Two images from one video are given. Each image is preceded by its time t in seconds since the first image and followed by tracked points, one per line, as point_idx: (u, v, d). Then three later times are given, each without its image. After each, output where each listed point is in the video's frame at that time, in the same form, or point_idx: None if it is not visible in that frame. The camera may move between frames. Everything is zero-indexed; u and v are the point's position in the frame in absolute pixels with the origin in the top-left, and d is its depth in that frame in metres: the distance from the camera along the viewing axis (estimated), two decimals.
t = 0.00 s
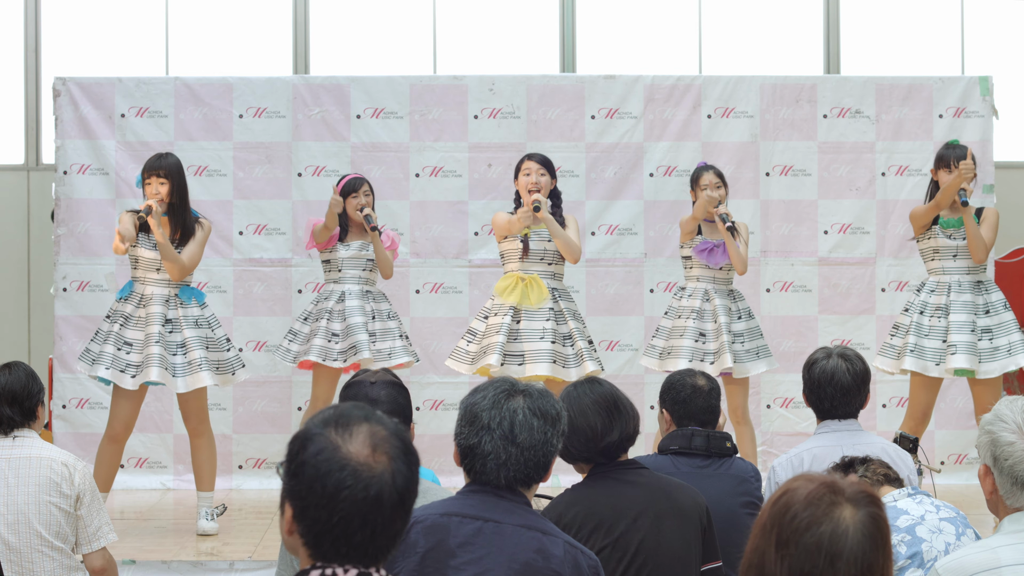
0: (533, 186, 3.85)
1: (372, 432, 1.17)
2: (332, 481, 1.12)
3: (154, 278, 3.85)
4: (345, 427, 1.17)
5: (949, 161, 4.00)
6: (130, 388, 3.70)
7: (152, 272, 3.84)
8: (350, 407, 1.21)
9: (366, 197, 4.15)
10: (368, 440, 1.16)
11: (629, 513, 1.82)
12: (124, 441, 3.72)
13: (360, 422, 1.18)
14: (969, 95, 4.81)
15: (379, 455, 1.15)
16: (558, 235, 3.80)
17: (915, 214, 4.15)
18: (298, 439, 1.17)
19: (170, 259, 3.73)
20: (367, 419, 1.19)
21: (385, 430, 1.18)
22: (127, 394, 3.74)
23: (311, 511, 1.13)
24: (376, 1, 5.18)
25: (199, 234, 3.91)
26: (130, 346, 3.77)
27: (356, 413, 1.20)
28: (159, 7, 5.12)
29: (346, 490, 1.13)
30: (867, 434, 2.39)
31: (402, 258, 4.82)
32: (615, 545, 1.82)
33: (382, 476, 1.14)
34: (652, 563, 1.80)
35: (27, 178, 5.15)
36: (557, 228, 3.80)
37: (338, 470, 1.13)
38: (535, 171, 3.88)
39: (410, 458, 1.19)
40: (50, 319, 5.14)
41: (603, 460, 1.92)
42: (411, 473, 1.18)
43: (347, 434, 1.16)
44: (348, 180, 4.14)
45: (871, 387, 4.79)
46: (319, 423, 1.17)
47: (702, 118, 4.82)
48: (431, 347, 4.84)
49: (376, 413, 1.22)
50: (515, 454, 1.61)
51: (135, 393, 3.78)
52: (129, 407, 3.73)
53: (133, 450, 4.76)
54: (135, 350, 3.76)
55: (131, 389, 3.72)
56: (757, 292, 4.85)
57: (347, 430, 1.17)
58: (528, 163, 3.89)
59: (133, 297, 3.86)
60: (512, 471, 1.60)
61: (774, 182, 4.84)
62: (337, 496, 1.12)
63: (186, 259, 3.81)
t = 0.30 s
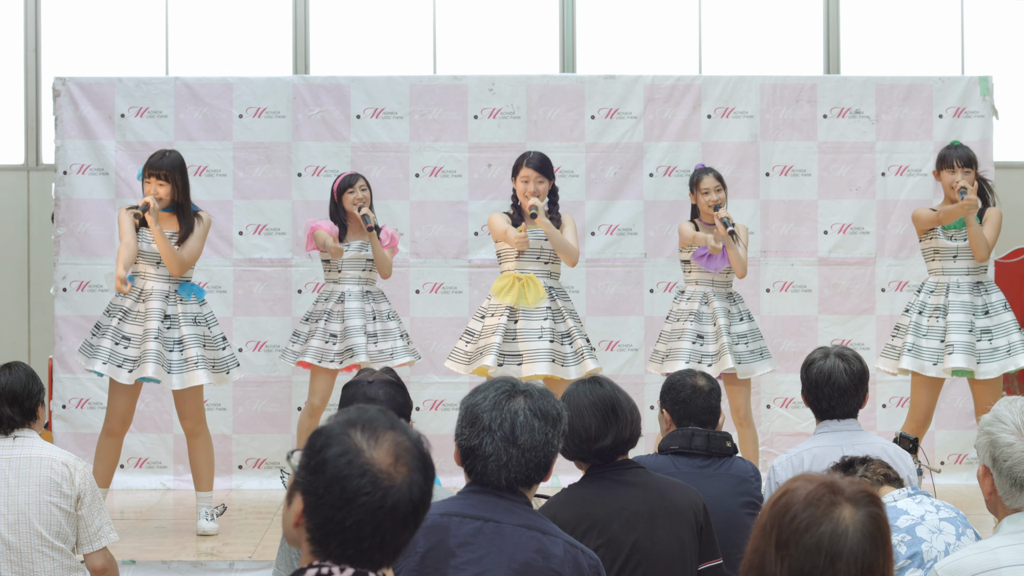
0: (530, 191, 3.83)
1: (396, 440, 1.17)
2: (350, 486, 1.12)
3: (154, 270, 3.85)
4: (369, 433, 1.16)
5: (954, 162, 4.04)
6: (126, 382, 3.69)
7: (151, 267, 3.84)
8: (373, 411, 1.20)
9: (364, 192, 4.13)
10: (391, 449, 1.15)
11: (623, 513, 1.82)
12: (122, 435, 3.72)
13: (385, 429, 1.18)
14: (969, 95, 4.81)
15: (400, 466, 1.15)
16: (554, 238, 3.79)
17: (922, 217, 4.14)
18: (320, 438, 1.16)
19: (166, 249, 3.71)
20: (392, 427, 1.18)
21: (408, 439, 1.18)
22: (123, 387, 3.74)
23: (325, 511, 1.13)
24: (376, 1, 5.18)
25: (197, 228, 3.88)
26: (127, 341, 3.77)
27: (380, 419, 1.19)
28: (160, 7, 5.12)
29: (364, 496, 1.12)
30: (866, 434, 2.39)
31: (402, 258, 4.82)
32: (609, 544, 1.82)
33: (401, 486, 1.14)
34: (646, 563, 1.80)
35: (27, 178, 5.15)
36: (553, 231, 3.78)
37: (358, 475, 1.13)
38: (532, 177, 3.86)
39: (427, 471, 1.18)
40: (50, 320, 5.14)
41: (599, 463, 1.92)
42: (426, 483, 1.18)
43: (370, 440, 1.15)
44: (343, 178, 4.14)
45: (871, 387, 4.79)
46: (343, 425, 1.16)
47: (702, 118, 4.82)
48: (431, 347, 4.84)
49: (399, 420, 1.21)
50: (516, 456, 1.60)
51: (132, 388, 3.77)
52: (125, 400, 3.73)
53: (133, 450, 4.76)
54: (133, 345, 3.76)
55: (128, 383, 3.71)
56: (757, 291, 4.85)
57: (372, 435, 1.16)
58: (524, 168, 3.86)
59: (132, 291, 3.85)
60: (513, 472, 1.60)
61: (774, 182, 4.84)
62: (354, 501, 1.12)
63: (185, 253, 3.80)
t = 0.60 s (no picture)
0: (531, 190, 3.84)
1: (369, 429, 1.17)
2: (330, 480, 1.13)
3: (151, 274, 3.84)
4: (342, 426, 1.17)
5: (958, 162, 4.04)
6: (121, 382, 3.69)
7: (151, 269, 3.83)
8: (346, 406, 1.20)
9: (358, 196, 4.13)
10: (365, 439, 1.16)
11: (622, 513, 1.82)
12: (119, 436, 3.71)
13: (357, 419, 1.18)
14: (969, 95, 4.80)
15: (377, 453, 1.15)
16: (564, 227, 3.82)
17: (926, 220, 4.13)
18: (297, 438, 1.17)
19: (172, 259, 3.74)
20: (365, 417, 1.19)
21: (382, 427, 1.18)
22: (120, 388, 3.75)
23: (311, 511, 1.13)
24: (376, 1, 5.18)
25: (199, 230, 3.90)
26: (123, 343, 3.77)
27: (353, 412, 1.19)
28: (160, 7, 5.12)
29: (345, 488, 1.13)
30: (866, 434, 2.39)
31: (402, 258, 4.82)
32: (607, 544, 1.82)
33: (380, 473, 1.14)
34: (643, 563, 1.80)
35: (27, 178, 5.15)
36: (563, 223, 3.82)
37: (336, 467, 1.13)
38: (532, 175, 3.87)
39: (408, 454, 1.18)
40: (50, 320, 5.14)
41: (599, 465, 1.91)
42: (410, 470, 1.18)
43: (344, 432, 1.16)
44: (338, 183, 4.12)
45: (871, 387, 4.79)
46: (316, 423, 1.17)
47: (702, 118, 4.82)
48: (431, 347, 4.84)
49: (375, 411, 1.22)
50: (517, 455, 1.60)
51: (130, 389, 3.77)
52: (121, 403, 3.73)
53: (133, 450, 4.76)
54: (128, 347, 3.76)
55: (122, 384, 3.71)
56: (757, 291, 4.85)
57: (345, 428, 1.17)
58: (525, 167, 3.87)
59: (132, 293, 3.85)
60: (514, 472, 1.59)
61: (774, 182, 4.84)
62: (336, 495, 1.12)
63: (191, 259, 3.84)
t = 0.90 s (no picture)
0: (550, 196, 3.85)
1: (348, 430, 1.18)
2: (310, 482, 1.14)
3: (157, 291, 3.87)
4: (321, 429, 1.18)
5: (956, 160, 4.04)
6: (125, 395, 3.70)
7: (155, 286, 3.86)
8: (329, 407, 1.22)
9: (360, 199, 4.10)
10: (343, 440, 1.17)
11: (622, 513, 1.82)
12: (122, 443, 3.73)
13: (337, 422, 1.19)
14: (969, 95, 4.80)
15: (356, 454, 1.16)
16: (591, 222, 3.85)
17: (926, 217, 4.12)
18: (279, 444, 1.19)
19: (160, 261, 3.70)
20: (345, 418, 1.20)
21: (363, 426, 1.19)
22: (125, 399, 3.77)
23: (294, 514, 1.15)
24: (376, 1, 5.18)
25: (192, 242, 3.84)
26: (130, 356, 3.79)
27: (334, 413, 1.20)
28: (159, 7, 5.12)
29: (324, 490, 1.13)
30: (867, 435, 2.39)
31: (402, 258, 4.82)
32: (607, 543, 1.81)
33: (359, 473, 1.15)
34: (643, 563, 1.80)
35: (27, 178, 5.15)
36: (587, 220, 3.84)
37: (315, 470, 1.14)
38: (550, 180, 3.89)
39: (391, 454, 1.19)
40: (50, 320, 5.14)
41: (600, 467, 1.91)
42: (393, 468, 1.18)
43: (324, 435, 1.17)
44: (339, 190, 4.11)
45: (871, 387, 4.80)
46: (297, 427, 1.19)
47: (702, 118, 4.82)
48: (431, 347, 4.84)
49: (357, 411, 1.23)
50: (522, 454, 1.60)
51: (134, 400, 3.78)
52: (126, 415, 3.74)
53: (133, 450, 4.76)
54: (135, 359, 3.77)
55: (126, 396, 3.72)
56: (757, 291, 4.85)
57: (324, 431, 1.18)
58: (541, 173, 3.90)
59: (144, 310, 3.89)
60: (518, 471, 1.59)
61: (774, 182, 4.84)
62: (316, 497, 1.13)
63: (179, 266, 3.78)
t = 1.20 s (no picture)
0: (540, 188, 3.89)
1: (338, 432, 1.19)
2: (298, 485, 1.15)
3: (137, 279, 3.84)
4: (312, 431, 1.19)
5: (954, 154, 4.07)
6: (139, 391, 3.73)
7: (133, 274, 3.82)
8: (322, 409, 1.23)
9: (360, 194, 4.19)
10: (333, 443, 1.18)
11: (623, 512, 1.82)
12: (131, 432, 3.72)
13: (327, 424, 1.20)
14: (970, 95, 4.80)
15: (345, 456, 1.17)
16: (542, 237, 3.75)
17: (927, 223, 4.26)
18: (272, 446, 1.21)
19: (130, 243, 3.65)
20: (336, 420, 1.21)
21: (353, 429, 1.20)
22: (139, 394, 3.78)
23: (284, 515, 1.17)
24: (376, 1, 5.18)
25: (165, 225, 3.78)
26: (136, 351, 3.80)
27: (326, 415, 1.22)
28: (160, 7, 5.12)
29: (312, 492, 1.14)
30: (867, 434, 2.39)
31: (402, 258, 4.82)
32: (607, 543, 1.81)
33: (347, 475, 1.16)
34: (644, 563, 1.80)
35: (27, 179, 5.15)
36: (545, 236, 3.76)
37: (303, 472, 1.15)
38: (547, 173, 3.89)
39: (381, 456, 1.19)
40: (50, 320, 5.14)
41: (600, 467, 1.91)
42: (383, 470, 1.18)
43: (314, 437, 1.18)
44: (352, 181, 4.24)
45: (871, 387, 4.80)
46: (288, 430, 1.20)
47: (702, 118, 4.82)
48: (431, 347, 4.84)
49: (349, 413, 1.23)
50: (528, 456, 1.60)
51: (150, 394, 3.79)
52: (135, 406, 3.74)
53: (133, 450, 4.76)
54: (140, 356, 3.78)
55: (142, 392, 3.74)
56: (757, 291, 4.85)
57: (314, 433, 1.19)
58: (545, 164, 3.91)
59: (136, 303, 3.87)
60: (522, 472, 1.59)
61: (774, 182, 4.84)
62: (304, 499, 1.15)
63: (153, 250, 3.72)
